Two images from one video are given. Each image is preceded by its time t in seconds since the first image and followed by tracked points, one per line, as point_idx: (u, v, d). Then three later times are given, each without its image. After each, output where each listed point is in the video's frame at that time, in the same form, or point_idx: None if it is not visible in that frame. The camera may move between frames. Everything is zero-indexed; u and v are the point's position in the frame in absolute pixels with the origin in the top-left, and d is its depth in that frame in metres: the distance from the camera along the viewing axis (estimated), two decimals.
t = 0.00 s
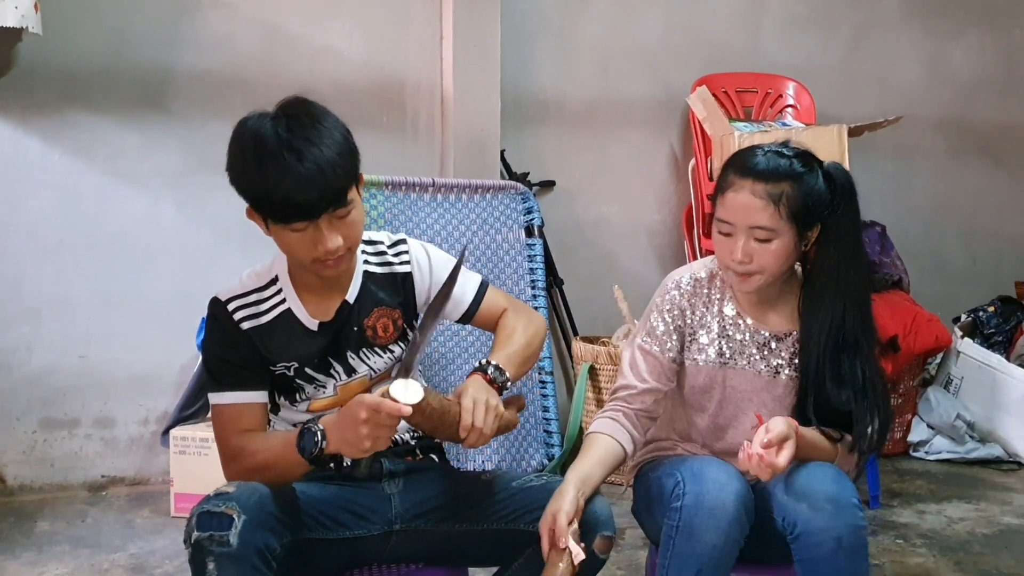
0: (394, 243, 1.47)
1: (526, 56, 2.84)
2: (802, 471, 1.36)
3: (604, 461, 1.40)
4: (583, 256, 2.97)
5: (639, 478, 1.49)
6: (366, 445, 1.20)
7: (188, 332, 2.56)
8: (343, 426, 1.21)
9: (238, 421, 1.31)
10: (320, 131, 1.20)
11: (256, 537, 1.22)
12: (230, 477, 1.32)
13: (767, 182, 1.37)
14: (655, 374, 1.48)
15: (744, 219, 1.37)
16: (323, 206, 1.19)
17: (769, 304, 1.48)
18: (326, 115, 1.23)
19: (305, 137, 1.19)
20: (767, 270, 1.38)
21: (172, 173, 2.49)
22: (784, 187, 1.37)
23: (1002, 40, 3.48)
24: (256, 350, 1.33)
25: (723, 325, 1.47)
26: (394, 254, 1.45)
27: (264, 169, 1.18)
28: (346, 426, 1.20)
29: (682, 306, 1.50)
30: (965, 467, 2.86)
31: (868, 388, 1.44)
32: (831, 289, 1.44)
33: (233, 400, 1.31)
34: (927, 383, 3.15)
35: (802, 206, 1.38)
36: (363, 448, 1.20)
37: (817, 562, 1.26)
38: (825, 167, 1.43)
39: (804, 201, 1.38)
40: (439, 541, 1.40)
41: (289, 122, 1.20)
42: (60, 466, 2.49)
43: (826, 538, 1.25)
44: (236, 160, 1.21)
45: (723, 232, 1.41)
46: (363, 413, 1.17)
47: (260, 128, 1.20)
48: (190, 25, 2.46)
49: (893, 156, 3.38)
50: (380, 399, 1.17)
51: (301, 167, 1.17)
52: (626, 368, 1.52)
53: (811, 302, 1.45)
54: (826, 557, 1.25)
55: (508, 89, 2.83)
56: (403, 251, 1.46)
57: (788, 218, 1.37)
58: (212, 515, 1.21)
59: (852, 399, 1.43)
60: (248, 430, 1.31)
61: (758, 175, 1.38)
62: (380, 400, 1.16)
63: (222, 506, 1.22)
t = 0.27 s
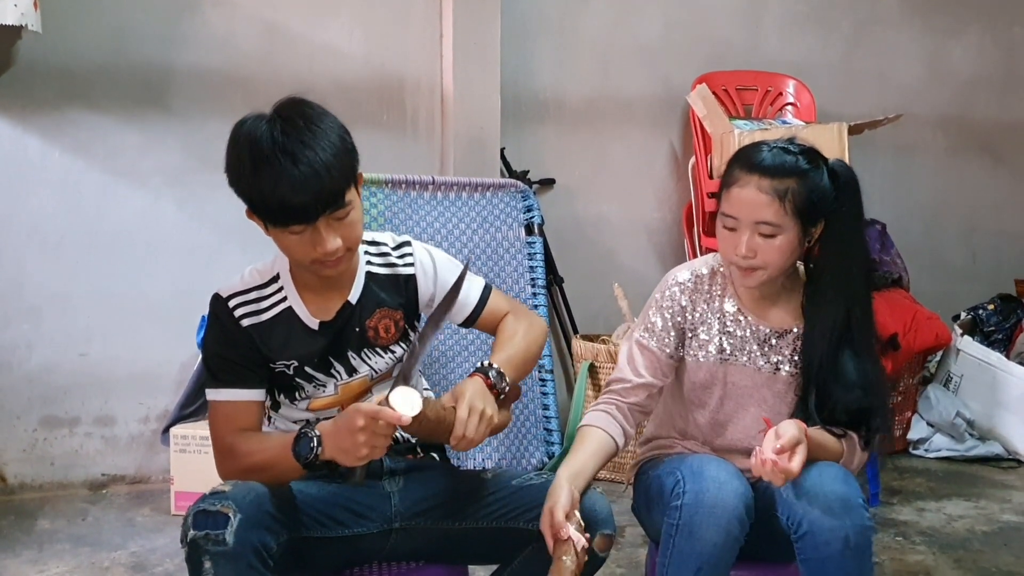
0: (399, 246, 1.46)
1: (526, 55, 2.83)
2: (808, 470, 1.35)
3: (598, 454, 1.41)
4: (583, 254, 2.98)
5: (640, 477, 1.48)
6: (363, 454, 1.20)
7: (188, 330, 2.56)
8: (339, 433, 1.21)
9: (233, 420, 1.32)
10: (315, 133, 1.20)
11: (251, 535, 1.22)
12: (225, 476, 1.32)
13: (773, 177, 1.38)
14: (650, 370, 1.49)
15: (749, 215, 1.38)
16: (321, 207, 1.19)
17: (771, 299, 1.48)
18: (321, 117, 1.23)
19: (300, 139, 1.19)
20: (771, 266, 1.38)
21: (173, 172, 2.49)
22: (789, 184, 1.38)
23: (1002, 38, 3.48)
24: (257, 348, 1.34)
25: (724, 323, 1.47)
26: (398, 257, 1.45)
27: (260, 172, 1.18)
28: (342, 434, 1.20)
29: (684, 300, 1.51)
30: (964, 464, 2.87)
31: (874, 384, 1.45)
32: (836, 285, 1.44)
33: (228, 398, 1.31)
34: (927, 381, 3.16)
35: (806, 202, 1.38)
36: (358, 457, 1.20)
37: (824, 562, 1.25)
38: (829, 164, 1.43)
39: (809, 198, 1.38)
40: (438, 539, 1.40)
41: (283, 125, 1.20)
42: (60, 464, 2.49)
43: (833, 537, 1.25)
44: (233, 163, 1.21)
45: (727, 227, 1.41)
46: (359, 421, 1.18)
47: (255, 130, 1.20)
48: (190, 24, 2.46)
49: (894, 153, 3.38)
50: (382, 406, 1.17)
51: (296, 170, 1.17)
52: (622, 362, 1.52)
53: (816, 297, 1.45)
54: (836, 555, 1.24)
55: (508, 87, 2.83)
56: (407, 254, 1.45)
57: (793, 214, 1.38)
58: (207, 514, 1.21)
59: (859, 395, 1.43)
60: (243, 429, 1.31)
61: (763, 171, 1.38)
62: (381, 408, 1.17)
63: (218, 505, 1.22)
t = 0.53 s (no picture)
0: (405, 246, 1.46)
1: (527, 53, 2.83)
2: (801, 468, 1.35)
3: (587, 453, 1.40)
4: (583, 252, 2.98)
5: (639, 476, 1.49)
6: (366, 458, 1.22)
7: (188, 328, 2.56)
8: (343, 436, 1.23)
9: (232, 416, 1.31)
10: (321, 132, 1.20)
11: (250, 533, 1.22)
12: (223, 474, 1.32)
13: (783, 179, 1.37)
14: (645, 368, 1.49)
15: (757, 217, 1.38)
16: (326, 206, 1.18)
17: (775, 299, 1.48)
18: (328, 115, 1.23)
19: (304, 138, 1.19)
20: (776, 268, 1.39)
21: (174, 170, 2.49)
22: (799, 187, 1.38)
23: (1003, 36, 3.47)
24: (261, 345, 1.34)
25: (723, 321, 1.47)
26: (404, 257, 1.44)
27: (265, 169, 1.18)
28: (344, 437, 1.22)
29: (687, 297, 1.51)
30: (965, 462, 2.87)
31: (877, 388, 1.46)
32: (845, 289, 1.44)
33: (229, 394, 1.31)
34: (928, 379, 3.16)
35: (815, 205, 1.38)
36: (361, 459, 1.23)
37: (817, 562, 1.25)
38: (838, 166, 1.43)
39: (817, 201, 1.38)
40: (438, 537, 1.40)
41: (288, 123, 1.20)
42: (61, 462, 2.49)
43: (824, 537, 1.25)
44: (238, 161, 1.21)
45: (734, 228, 1.41)
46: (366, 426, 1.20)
47: (260, 128, 1.20)
48: (190, 21, 2.46)
49: (894, 152, 3.38)
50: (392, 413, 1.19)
51: (301, 168, 1.17)
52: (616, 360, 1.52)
53: (824, 301, 1.45)
54: (826, 556, 1.24)
55: (508, 85, 2.83)
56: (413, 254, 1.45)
57: (802, 218, 1.38)
58: (206, 513, 1.21)
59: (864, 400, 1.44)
60: (242, 426, 1.31)
61: (774, 173, 1.38)
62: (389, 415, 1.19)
63: (217, 503, 1.21)
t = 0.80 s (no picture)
0: (408, 244, 1.47)
1: (528, 51, 2.83)
2: (786, 469, 1.35)
3: (586, 444, 1.40)
4: (584, 250, 2.98)
5: (641, 473, 1.49)
6: (376, 462, 1.22)
7: (189, 326, 2.56)
8: (347, 440, 1.22)
9: (235, 414, 1.31)
10: (328, 129, 1.20)
11: (253, 531, 1.22)
12: (226, 471, 1.32)
13: (798, 185, 1.37)
14: (642, 370, 1.50)
15: (770, 222, 1.37)
16: (333, 204, 1.19)
17: (779, 301, 1.48)
18: (335, 112, 1.23)
19: (312, 135, 1.19)
20: (784, 273, 1.39)
21: (175, 168, 2.49)
22: (813, 194, 1.37)
23: (1004, 34, 3.47)
24: (265, 341, 1.34)
25: (723, 322, 1.47)
26: (408, 254, 1.45)
27: (271, 165, 1.18)
28: (352, 438, 1.22)
29: (690, 294, 1.51)
30: (965, 460, 2.87)
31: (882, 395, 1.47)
32: (852, 296, 1.45)
33: (232, 390, 1.31)
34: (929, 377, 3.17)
35: (826, 212, 1.39)
36: (370, 462, 1.23)
37: (804, 562, 1.26)
38: (849, 169, 1.43)
39: (829, 208, 1.39)
40: (441, 535, 1.41)
41: (296, 120, 1.20)
42: (62, 460, 2.49)
43: (808, 539, 1.26)
44: (244, 157, 1.21)
45: (745, 230, 1.40)
46: (375, 430, 1.19)
47: (267, 124, 1.20)
48: (190, 19, 2.45)
49: (895, 149, 3.38)
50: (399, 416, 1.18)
51: (307, 165, 1.17)
52: (614, 359, 1.53)
53: (830, 305, 1.45)
54: (812, 556, 1.26)
55: (509, 83, 2.83)
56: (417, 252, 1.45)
57: (813, 225, 1.38)
58: (208, 510, 1.21)
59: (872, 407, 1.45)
60: (244, 424, 1.31)
61: (789, 178, 1.37)
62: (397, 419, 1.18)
63: (219, 501, 1.22)
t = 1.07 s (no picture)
0: (409, 244, 1.46)
1: (528, 49, 2.83)
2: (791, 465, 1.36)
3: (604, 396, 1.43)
4: (584, 248, 2.98)
5: (642, 472, 1.49)
6: (377, 462, 1.21)
7: (190, 325, 2.57)
8: (350, 441, 1.21)
9: (235, 413, 1.31)
10: (332, 128, 1.20)
11: (252, 530, 1.22)
12: (225, 470, 1.32)
13: (801, 185, 1.36)
14: (634, 360, 1.52)
15: (770, 218, 1.37)
16: (336, 205, 1.19)
17: (775, 298, 1.48)
18: (338, 111, 1.23)
19: (315, 135, 1.19)
20: (781, 270, 1.39)
21: (175, 167, 2.50)
22: (816, 194, 1.37)
23: (1005, 32, 3.47)
24: (267, 340, 1.34)
25: (717, 317, 1.48)
26: (409, 254, 1.44)
27: (274, 165, 1.18)
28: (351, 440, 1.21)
29: (689, 290, 1.51)
30: (965, 459, 2.87)
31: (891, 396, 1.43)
32: (852, 297, 1.42)
33: (233, 389, 1.31)
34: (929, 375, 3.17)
35: (828, 213, 1.38)
36: (372, 464, 1.21)
37: (808, 561, 1.27)
38: (853, 173, 1.42)
39: (830, 209, 1.38)
40: (439, 535, 1.40)
41: (299, 119, 1.20)
42: (64, 459, 2.50)
43: (816, 537, 1.26)
44: (247, 156, 1.21)
45: (744, 225, 1.40)
46: (376, 431, 1.18)
47: (271, 124, 1.20)
48: (191, 18, 2.46)
49: (895, 148, 3.38)
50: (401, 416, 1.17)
51: (310, 166, 1.17)
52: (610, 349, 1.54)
53: (829, 300, 1.44)
54: (815, 556, 1.26)
55: (509, 82, 2.83)
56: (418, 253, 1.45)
57: (814, 225, 1.37)
58: (209, 509, 1.21)
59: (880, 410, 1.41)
60: (243, 423, 1.31)
61: (792, 177, 1.37)
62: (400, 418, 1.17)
63: (220, 499, 1.22)
